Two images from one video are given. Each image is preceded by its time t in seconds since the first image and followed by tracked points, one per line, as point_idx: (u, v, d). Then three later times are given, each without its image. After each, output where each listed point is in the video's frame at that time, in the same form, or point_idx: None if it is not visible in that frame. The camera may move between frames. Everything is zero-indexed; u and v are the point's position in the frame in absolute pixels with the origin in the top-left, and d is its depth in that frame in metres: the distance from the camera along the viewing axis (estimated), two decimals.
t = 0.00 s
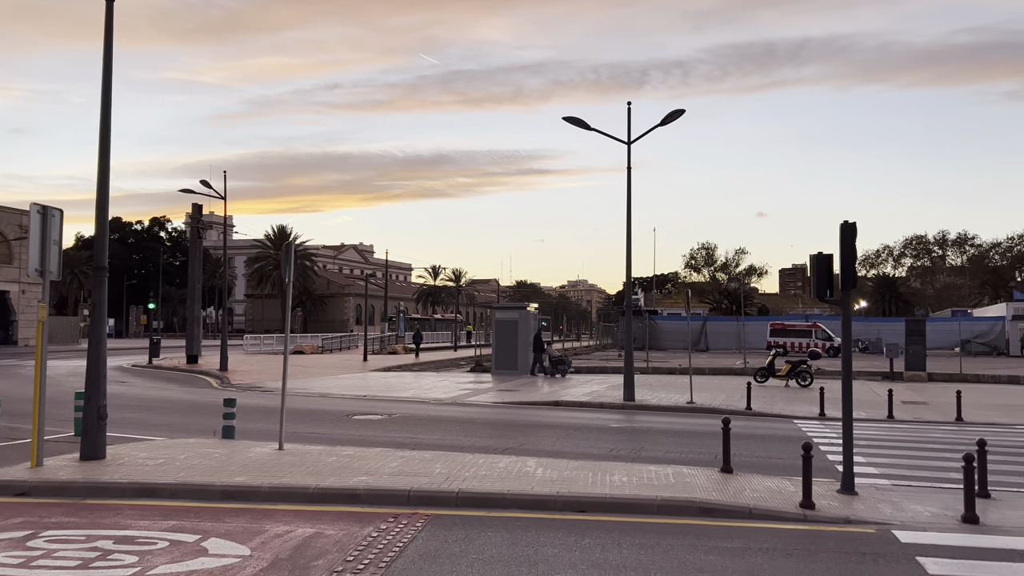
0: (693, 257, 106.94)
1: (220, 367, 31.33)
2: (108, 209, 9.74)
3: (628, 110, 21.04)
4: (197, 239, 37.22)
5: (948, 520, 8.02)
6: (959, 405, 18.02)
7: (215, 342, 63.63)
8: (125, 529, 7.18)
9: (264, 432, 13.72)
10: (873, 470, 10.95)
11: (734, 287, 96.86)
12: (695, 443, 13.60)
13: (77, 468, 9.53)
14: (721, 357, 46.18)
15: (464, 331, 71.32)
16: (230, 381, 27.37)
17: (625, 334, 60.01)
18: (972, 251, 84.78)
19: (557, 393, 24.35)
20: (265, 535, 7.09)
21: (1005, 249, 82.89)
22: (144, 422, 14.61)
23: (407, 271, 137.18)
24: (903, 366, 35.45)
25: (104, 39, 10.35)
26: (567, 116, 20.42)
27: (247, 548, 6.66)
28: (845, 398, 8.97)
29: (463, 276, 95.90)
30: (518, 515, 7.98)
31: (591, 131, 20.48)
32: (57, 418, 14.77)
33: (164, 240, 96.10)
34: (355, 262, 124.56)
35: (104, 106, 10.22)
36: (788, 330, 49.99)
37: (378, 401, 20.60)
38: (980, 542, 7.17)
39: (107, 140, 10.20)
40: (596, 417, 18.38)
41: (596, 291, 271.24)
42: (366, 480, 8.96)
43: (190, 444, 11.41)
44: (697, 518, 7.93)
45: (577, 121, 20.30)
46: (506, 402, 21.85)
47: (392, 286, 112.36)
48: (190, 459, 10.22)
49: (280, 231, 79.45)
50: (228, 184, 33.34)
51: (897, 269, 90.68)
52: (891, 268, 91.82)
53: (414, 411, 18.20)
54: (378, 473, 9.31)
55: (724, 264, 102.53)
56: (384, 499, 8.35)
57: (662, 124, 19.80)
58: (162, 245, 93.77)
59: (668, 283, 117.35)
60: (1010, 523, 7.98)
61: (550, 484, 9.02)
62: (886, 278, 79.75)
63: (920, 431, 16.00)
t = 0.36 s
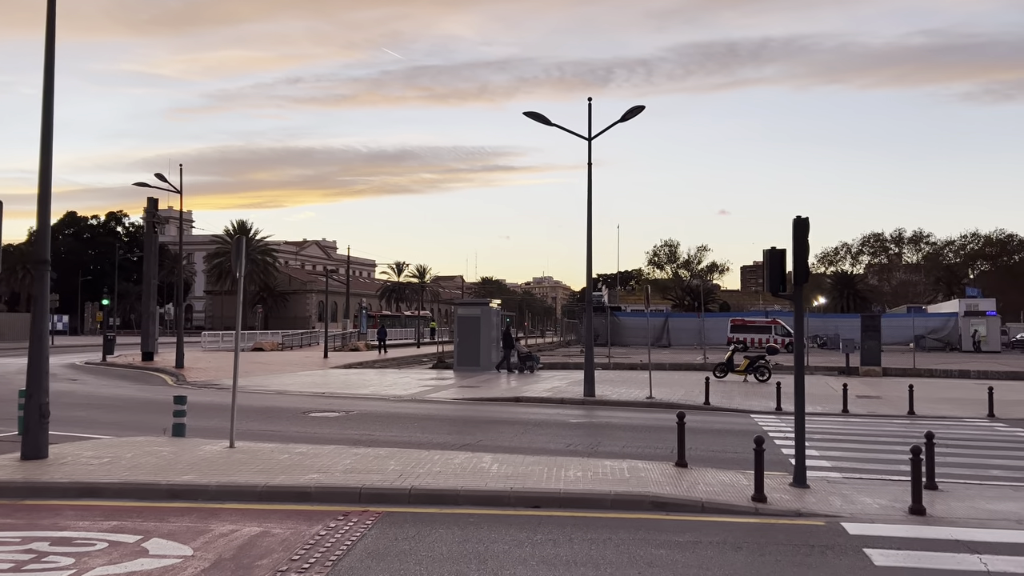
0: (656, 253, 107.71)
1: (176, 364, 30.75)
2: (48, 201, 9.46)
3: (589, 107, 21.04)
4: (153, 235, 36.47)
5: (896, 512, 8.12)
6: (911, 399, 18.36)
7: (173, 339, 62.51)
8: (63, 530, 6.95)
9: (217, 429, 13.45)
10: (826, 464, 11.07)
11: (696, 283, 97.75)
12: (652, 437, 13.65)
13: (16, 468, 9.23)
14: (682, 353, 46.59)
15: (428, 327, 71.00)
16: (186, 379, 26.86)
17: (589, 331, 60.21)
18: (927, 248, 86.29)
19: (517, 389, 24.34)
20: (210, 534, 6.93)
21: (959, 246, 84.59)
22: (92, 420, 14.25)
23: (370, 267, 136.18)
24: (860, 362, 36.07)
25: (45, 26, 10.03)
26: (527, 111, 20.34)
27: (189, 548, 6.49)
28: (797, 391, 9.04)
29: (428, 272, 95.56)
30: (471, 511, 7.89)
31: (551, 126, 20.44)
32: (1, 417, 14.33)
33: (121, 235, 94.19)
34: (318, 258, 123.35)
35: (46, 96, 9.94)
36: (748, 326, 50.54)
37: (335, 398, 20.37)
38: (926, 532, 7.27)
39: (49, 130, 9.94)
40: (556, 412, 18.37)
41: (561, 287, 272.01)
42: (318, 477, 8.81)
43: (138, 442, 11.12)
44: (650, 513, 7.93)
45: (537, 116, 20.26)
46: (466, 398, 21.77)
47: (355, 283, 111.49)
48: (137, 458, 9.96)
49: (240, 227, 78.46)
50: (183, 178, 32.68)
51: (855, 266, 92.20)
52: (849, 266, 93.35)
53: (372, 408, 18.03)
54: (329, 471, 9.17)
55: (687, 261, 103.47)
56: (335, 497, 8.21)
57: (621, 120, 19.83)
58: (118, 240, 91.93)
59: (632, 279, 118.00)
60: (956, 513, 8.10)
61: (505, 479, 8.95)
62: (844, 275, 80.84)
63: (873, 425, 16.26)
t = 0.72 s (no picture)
0: (634, 250, 108.17)
1: (145, 362, 30.27)
2: None
3: (562, 102, 20.94)
4: (122, 230, 35.89)
5: (862, 506, 8.08)
6: (881, 394, 18.46)
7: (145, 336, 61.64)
8: (10, 531, 6.72)
9: (181, 427, 13.17)
10: (794, 458, 11.04)
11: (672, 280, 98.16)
12: (623, 432, 13.57)
13: None
14: (657, 349, 46.68)
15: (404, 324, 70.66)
16: (155, 377, 26.46)
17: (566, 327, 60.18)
18: (900, 246, 88.18)
19: (491, 385, 24.22)
20: (162, 534, 6.71)
21: (931, 243, 86.46)
22: (51, 419, 13.91)
23: (346, 264, 135.32)
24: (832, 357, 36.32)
25: None
26: (499, 105, 20.19)
27: (138, 549, 6.29)
28: (764, 385, 8.99)
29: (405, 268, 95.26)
30: (434, 509, 7.75)
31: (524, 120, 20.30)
32: None
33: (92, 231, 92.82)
34: (294, 255, 122.37)
35: None
36: (723, 322, 50.80)
37: (306, 395, 20.12)
38: (891, 526, 7.23)
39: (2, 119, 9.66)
40: (529, 409, 18.27)
41: (540, 284, 272.35)
42: (278, 475, 8.62)
43: (97, 440, 10.85)
44: (616, 508, 7.83)
45: (510, 111, 20.11)
46: (439, 395, 21.62)
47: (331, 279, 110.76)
48: (95, 456, 9.72)
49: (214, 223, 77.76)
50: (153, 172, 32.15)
51: (829, 263, 93.14)
52: (824, 262, 94.22)
53: (342, 405, 17.80)
54: (291, 469, 8.97)
55: (663, 258, 103.96)
56: (295, 495, 8.03)
57: (595, 114, 19.74)
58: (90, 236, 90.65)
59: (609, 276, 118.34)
60: (921, 507, 8.09)
61: (470, 475, 8.82)
62: (819, 271, 81.94)
63: (843, 419, 16.33)
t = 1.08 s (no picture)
0: (616, 247, 108.28)
1: (117, 360, 29.76)
2: None
3: (539, 96, 20.73)
4: (94, 227, 35.27)
5: (836, 505, 7.96)
6: (859, 390, 18.43)
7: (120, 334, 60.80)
8: None
9: (146, 428, 12.84)
10: (769, 456, 10.94)
11: (653, 276, 98.19)
12: (597, 431, 13.41)
13: None
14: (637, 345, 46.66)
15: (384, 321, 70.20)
16: (127, 375, 26.00)
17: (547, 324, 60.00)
18: (879, 243, 88.16)
19: (469, 383, 24.01)
20: (113, 540, 6.46)
21: (909, 240, 86.41)
22: (13, 419, 13.53)
23: (327, 260, 134.50)
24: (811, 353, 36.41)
25: None
26: (475, 100, 19.95)
27: (85, 557, 6.03)
28: (738, 382, 8.85)
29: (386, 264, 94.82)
30: (398, 511, 7.54)
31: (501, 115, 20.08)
32: None
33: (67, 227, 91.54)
34: (274, 251, 121.44)
35: None
36: (703, 318, 50.90)
37: (279, 394, 19.82)
38: (864, 526, 7.11)
39: None
40: (505, 407, 18.05)
41: (521, 281, 272.11)
42: (240, 478, 8.37)
43: (56, 442, 10.52)
44: (586, 510, 7.66)
45: (486, 105, 19.86)
46: (415, 392, 21.38)
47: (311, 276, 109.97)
48: (51, 458, 9.41)
49: (191, 220, 76.98)
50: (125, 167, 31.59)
51: (809, 259, 93.50)
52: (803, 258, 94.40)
53: (314, 403, 17.50)
54: (254, 471, 8.73)
55: (644, 254, 104.19)
56: (256, 499, 7.79)
57: (572, 109, 19.54)
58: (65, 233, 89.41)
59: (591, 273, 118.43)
60: (895, 506, 7.99)
61: (439, 475, 8.62)
62: (799, 267, 81.97)
63: (819, 416, 16.27)
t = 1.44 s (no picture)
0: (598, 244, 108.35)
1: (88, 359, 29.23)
2: None
3: (517, 90, 20.45)
4: (66, 223, 34.63)
5: (808, 505, 7.80)
6: (836, 386, 18.38)
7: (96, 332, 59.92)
8: None
9: (108, 429, 12.50)
10: (743, 454, 10.77)
11: (635, 273, 98.20)
12: (571, 428, 13.19)
13: None
14: (617, 341, 46.59)
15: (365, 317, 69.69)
16: (98, 374, 25.53)
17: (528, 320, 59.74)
18: (859, 239, 88.99)
19: (445, 380, 23.77)
20: (54, 548, 6.17)
21: (888, 236, 87.54)
22: None
23: (309, 257, 133.62)
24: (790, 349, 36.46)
25: None
26: (451, 93, 19.66)
27: (22, 566, 5.74)
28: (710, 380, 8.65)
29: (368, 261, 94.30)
30: (360, 515, 7.30)
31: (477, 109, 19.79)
32: None
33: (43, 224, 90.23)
34: (255, 248, 120.41)
35: None
36: (684, 315, 50.96)
37: (251, 393, 19.50)
38: (836, 527, 6.94)
39: None
40: (481, 404, 17.83)
41: (505, 278, 272.15)
42: (197, 480, 8.08)
43: (10, 444, 10.16)
44: (552, 511, 7.45)
45: (462, 98, 19.56)
46: (390, 390, 21.11)
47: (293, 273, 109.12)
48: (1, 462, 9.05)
49: (169, 216, 75.96)
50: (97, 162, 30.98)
51: (790, 256, 93.97)
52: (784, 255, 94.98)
53: (286, 402, 17.18)
54: (212, 472, 8.44)
55: (628, 251, 104.33)
56: (211, 502, 7.51)
57: (548, 103, 19.28)
58: (41, 230, 88.14)
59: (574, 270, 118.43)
60: (869, 505, 7.84)
61: (404, 476, 8.38)
62: (780, 263, 82.39)
63: (796, 412, 16.15)
